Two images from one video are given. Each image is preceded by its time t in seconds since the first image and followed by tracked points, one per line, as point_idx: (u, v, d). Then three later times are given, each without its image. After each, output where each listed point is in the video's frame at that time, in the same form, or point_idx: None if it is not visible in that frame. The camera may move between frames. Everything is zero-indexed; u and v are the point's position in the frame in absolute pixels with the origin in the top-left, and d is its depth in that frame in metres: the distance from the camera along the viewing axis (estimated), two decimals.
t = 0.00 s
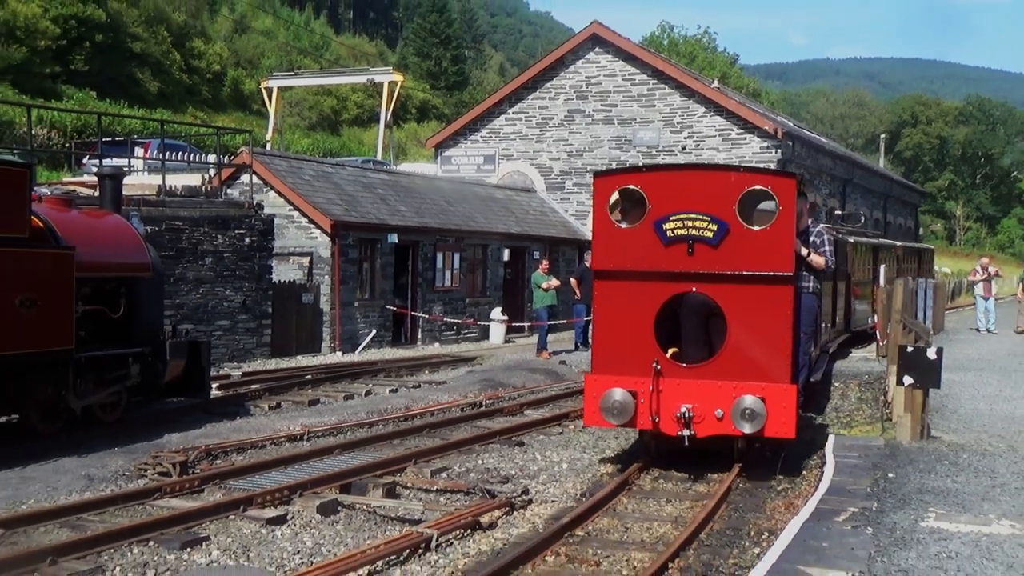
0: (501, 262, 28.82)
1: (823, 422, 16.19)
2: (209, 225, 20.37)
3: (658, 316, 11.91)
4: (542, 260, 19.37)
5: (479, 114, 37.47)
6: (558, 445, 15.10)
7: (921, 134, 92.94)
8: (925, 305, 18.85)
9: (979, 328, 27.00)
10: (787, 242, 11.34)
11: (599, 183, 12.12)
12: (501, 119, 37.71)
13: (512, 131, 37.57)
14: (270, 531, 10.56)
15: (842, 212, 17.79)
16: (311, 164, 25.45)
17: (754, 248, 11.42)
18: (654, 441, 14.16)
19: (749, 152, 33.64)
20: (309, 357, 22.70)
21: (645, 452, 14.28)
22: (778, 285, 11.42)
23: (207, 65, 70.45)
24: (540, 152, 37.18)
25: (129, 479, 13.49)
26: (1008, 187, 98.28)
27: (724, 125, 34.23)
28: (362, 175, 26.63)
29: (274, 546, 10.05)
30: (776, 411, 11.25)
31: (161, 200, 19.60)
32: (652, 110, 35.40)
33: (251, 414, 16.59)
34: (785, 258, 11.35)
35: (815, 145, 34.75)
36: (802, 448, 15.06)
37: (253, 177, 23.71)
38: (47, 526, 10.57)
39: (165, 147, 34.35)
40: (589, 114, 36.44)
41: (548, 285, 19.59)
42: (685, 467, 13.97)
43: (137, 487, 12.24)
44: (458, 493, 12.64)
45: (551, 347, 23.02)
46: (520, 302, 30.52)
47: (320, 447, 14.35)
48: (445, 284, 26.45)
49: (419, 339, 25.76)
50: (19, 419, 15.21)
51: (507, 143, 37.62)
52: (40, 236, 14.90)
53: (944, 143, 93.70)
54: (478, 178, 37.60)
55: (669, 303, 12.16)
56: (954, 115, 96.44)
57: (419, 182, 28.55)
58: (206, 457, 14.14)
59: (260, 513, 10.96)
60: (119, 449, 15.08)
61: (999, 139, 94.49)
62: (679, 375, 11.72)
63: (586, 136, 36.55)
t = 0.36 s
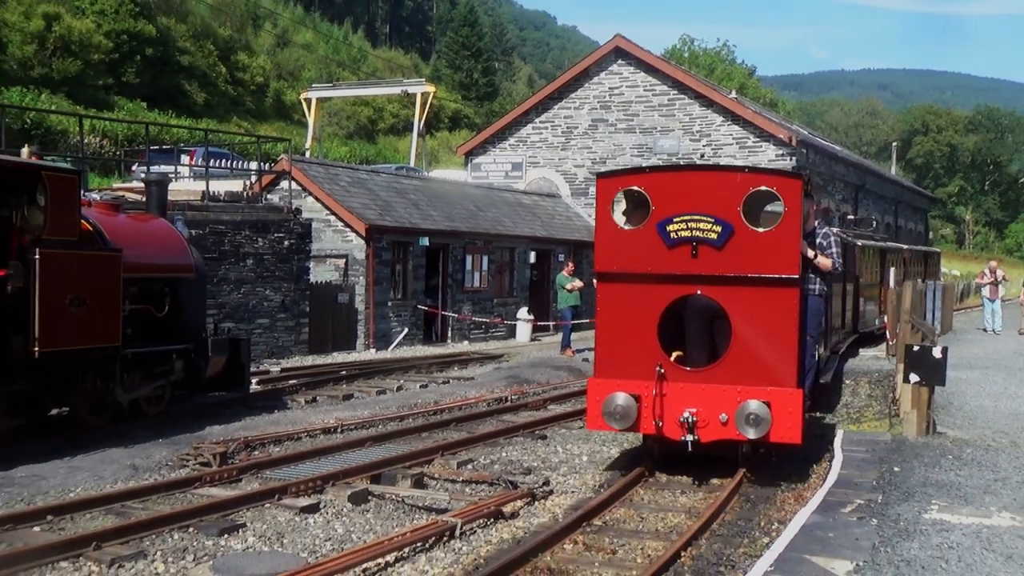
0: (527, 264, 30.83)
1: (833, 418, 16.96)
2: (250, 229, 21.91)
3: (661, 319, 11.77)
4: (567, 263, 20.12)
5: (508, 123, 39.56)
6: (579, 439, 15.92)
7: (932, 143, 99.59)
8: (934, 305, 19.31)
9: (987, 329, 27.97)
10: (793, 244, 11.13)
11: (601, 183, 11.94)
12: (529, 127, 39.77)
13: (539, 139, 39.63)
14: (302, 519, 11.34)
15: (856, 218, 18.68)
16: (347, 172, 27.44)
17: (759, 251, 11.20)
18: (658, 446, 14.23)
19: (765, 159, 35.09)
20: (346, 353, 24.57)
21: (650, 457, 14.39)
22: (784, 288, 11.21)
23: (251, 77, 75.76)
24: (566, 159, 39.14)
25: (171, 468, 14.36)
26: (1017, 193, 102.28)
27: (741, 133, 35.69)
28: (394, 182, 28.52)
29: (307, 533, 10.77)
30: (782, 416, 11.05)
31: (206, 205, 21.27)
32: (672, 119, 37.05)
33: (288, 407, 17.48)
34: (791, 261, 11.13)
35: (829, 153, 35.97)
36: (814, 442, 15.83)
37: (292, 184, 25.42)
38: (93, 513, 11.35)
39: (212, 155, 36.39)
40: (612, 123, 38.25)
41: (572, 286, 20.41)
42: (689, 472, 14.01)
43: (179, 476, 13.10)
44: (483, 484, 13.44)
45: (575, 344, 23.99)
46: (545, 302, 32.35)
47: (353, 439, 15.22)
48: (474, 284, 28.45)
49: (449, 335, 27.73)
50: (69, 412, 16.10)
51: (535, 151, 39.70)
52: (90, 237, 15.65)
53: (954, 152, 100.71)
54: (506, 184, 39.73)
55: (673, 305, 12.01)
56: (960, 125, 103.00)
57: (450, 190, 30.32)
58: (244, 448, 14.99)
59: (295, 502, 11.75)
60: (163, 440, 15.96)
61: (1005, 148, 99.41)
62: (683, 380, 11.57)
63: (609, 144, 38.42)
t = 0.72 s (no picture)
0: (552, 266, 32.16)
1: (843, 414, 17.76)
2: (288, 233, 23.23)
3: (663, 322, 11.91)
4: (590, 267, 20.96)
5: (533, 132, 40.97)
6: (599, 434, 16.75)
7: (942, 153, 102.62)
8: (941, 308, 20.03)
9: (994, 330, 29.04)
10: (795, 246, 11.23)
11: (602, 185, 12.11)
12: (553, 137, 41.11)
13: (563, 148, 40.98)
14: (334, 508, 12.19)
15: (865, 223, 19.53)
16: (380, 178, 28.70)
17: (761, 253, 11.32)
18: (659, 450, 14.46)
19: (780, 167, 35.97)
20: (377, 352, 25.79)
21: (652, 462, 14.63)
22: (786, 291, 11.34)
23: (291, 89, 77.27)
24: (589, 167, 40.42)
25: (212, 459, 15.24)
26: None
27: (757, 142, 36.58)
28: (425, 188, 30.10)
29: (336, 521, 11.60)
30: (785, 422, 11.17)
31: (245, 210, 22.37)
32: (690, 128, 38.06)
33: (323, 402, 18.38)
34: (793, 263, 11.23)
35: (840, 160, 36.41)
36: (824, 437, 16.63)
37: (328, 190, 26.57)
38: (136, 501, 12.15)
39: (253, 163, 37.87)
40: (633, 132, 39.40)
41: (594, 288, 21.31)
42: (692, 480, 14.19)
43: (218, 467, 13.98)
44: (505, 476, 14.25)
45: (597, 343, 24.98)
46: (569, 303, 33.89)
47: (383, 433, 16.08)
48: (501, 287, 29.75)
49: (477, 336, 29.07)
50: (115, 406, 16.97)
51: (559, 159, 41.08)
52: (135, 241, 16.50)
53: (965, 160, 103.54)
54: (531, 190, 41.19)
55: (675, 309, 12.17)
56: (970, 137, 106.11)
57: (480, 197, 31.77)
58: (280, 441, 15.87)
59: (326, 492, 12.61)
60: (204, 433, 16.88)
61: (1013, 157, 102.01)
62: (685, 385, 11.71)
63: (630, 152, 39.57)
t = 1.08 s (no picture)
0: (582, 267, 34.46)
1: (862, 409, 18.58)
2: (332, 235, 24.64)
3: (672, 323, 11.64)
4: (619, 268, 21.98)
5: (565, 139, 42.05)
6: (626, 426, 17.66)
7: (960, 156, 105.58)
8: (958, 307, 20.82)
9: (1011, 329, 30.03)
10: (809, 246, 10.92)
11: (610, 182, 11.89)
12: (584, 143, 42.17)
13: (594, 154, 42.04)
14: (373, 495, 13.11)
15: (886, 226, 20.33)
16: (419, 183, 30.59)
17: (774, 253, 11.02)
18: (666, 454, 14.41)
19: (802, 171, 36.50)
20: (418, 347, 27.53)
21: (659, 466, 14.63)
22: (800, 292, 11.01)
23: (337, 98, 81.66)
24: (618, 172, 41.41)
25: (260, 448, 16.22)
26: None
27: (781, 148, 37.17)
28: (463, 192, 32.08)
29: (376, 508, 12.47)
30: (797, 427, 10.85)
31: (292, 214, 23.76)
32: (716, 135, 38.78)
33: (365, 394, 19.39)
34: (807, 264, 10.92)
35: (860, 164, 36.65)
36: (840, 429, 17.51)
37: (371, 194, 28.22)
38: (187, 487, 13.05)
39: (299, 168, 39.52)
40: (661, 138, 40.26)
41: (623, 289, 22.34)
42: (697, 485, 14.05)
43: (265, 455, 14.96)
44: (536, 466, 15.16)
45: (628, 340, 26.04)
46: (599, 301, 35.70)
47: (421, 424, 17.04)
48: (535, 285, 31.93)
49: (512, 332, 31.20)
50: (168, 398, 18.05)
51: (590, 164, 42.14)
52: (188, 242, 17.43)
53: (983, 164, 107.34)
54: (564, 194, 42.50)
55: (684, 311, 11.93)
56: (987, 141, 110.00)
57: (514, 201, 34.06)
58: (323, 431, 16.84)
59: (366, 480, 13.55)
60: (252, 423, 17.88)
61: None
62: (694, 389, 11.42)
63: (658, 158, 40.43)
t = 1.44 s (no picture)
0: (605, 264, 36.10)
1: (873, 401, 19.41)
2: (367, 233, 25.64)
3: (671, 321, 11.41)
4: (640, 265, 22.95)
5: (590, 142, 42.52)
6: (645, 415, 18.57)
7: (971, 159, 108.87)
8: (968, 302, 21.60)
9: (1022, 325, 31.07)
10: (810, 242, 10.56)
11: (608, 177, 11.66)
12: (609, 146, 42.64)
13: (618, 156, 42.50)
14: (403, 480, 14.08)
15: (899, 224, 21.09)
16: (449, 184, 31.68)
17: (775, 250, 10.71)
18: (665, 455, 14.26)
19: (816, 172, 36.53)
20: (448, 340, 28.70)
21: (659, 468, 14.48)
22: (801, 291, 10.68)
23: (373, 104, 83.41)
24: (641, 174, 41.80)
25: (297, 434, 17.19)
26: None
27: (797, 151, 37.28)
28: (492, 193, 33.47)
29: (405, 492, 13.44)
30: (799, 431, 10.56)
31: (328, 214, 24.73)
32: (734, 138, 38.89)
33: (397, 384, 20.38)
34: (809, 261, 10.56)
35: (874, 165, 36.80)
36: (850, 418, 18.38)
37: (404, 195, 29.47)
38: (228, 471, 14.02)
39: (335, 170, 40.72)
40: (682, 141, 40.60)
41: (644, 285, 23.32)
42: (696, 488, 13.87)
43: (301, 442, 15.94)
44: (559, 453, 16.08)
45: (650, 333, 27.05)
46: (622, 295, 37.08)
47: (450, 413, 18.00)
48: (560, 282, 33.51)
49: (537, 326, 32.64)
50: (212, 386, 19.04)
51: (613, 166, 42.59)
52: (230, 240, 18.36)
53: (995, 166, 110.49)
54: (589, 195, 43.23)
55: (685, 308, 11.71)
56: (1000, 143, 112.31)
57: (542, 201, 35.64)
58: (357, 419, 17.81)
59: (396, 466, 14.51)
60: (290, 411, 18.89)
61: None
62: (694, 389, 11.18)
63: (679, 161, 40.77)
